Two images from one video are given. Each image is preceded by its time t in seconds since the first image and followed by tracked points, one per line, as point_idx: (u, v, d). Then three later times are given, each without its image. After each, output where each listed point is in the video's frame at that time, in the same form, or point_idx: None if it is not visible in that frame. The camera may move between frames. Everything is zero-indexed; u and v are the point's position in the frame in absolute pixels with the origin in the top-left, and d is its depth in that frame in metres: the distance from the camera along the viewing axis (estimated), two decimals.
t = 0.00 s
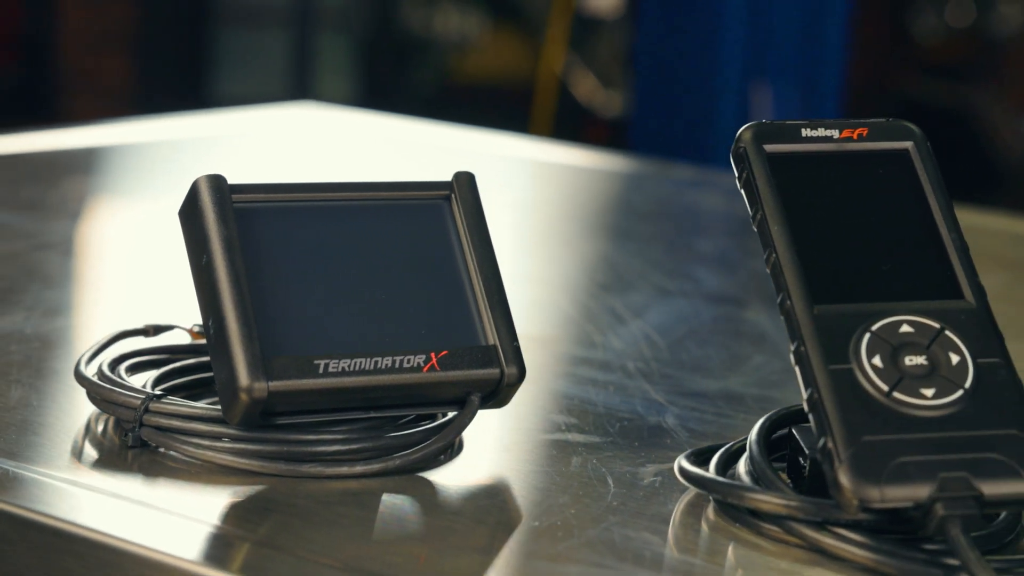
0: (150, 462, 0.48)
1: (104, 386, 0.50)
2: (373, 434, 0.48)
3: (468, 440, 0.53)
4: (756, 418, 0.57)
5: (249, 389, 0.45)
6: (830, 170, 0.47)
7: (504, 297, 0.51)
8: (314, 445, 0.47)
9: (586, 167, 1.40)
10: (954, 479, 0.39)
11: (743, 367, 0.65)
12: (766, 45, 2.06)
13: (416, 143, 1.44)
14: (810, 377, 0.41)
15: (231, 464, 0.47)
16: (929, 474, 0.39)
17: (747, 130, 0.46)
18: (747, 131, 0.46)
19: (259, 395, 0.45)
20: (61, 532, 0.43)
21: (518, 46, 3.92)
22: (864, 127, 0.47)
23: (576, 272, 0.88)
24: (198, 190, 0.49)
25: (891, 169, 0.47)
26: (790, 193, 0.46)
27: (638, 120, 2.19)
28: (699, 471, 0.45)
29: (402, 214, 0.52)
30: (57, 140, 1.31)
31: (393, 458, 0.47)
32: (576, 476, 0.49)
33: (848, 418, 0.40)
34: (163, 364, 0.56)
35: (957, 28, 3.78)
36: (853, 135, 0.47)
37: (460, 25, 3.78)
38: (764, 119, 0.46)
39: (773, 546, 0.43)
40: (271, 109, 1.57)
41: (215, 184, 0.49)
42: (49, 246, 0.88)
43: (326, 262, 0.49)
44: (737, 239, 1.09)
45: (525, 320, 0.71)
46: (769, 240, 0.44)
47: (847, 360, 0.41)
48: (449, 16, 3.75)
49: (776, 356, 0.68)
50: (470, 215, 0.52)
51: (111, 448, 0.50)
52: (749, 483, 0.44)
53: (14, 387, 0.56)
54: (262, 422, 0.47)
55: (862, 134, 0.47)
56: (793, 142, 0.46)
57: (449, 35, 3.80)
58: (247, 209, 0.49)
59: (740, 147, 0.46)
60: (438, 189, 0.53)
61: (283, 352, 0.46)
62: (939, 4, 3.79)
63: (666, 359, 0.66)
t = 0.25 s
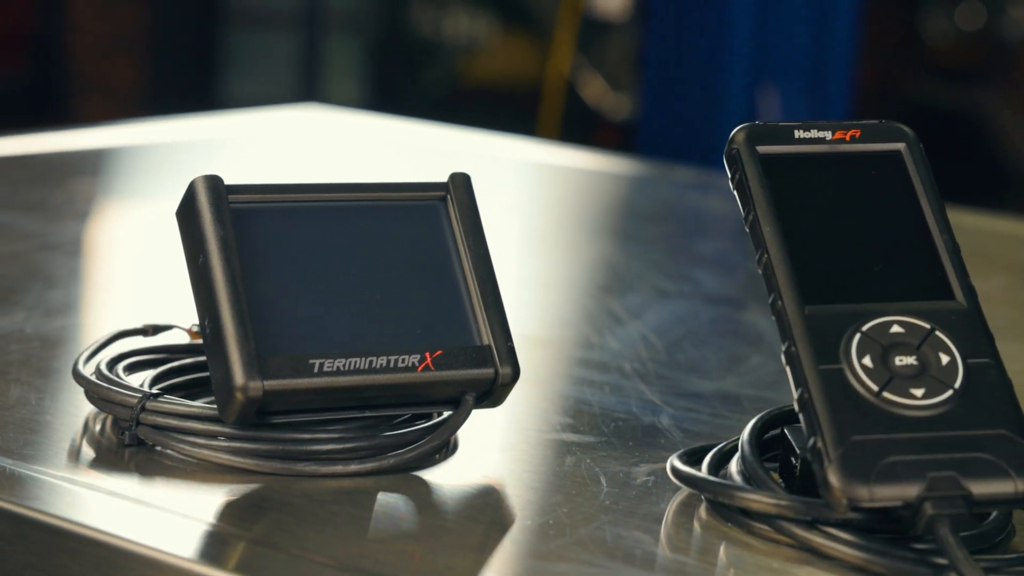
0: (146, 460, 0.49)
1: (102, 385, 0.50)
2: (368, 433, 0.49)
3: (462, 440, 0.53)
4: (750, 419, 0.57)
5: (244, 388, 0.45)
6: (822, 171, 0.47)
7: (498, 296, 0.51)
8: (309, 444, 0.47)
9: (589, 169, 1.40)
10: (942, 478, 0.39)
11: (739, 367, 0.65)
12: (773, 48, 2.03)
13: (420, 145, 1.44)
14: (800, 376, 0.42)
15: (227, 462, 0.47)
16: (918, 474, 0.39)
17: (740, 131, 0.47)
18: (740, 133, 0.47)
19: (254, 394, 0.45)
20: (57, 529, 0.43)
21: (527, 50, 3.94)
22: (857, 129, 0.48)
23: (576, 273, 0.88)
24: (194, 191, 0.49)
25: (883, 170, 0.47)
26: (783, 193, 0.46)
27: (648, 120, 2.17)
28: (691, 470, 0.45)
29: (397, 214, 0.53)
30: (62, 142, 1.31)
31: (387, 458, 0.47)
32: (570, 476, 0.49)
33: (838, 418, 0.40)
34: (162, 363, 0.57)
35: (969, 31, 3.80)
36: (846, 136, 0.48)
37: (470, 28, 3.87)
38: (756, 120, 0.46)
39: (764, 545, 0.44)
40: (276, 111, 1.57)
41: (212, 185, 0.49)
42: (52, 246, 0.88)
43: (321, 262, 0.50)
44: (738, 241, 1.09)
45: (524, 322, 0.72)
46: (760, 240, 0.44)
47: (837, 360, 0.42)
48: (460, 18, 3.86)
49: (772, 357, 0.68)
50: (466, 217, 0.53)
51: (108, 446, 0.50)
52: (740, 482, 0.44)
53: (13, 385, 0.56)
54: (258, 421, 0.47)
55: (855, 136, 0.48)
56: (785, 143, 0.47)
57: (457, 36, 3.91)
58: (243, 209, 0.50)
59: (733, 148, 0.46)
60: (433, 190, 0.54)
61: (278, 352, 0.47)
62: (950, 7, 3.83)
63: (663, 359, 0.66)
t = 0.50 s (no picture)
0: (143, 458, 0.49)
1: (100, 383, 0.51)
2: (363, 432, 0.49)
3: (458, 440, 0.53)
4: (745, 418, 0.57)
5: (240, 387, 0.45)
6: (815, 172, 0.47)
7: (494, 296, 0.51)
8: (305, 443, 0.48)
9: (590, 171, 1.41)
10: (932, 478, 0.40)
11: (735, 368, 0.66)
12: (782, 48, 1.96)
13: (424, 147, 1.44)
14: (791, 376, 0.42)
15: (222, 460, 0.47)
16: (907, 473, 0.40)
17: (733, 132, 0.47)
18: (734, 134, 0.47)
19: (250, 392, 0.45)
20: (57, 527, 0.43)
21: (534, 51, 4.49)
22: (851, 130, 0.48)
23: (576, 274, 0.88)
24: (192, 191, 0.49)
25: (876, 171, 0.48)
26: (776, 194, 0.46)
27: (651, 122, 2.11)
28: (683, 469, 0.45)
29: (393, 214, 0.53)
30: (69, 144, 1.32)
31: (382, 457, 0.48)
32: (565, 475, 0.50)
33: (828, 417, 0.41)
34: (161, 363, 0.57)
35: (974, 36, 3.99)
36: (839, 138, 0.48)
37: (480, 33, 4.22)
38: (750, 121, 0.47)
39: (756, 544, 0.44)
40: (281, 112, 1.58)
41: (209, 184, 0.50)
42: (57, 246, 0.89)
43: (317, 262, 0.50)
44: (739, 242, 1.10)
45: (524, 323, 0.72)
46: (753, 241, 0.45)
47: (828, 360, 0.42)
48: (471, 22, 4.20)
49: (768, 357, 0.68)
50: (462, 218, 0.53)
51: (105, 444, 0.50)
52: (732, 482, 0.45)
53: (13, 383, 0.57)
54: (254, 420, 0.48)
55: (848, 137, 0.48)
56: (778, 144, 0.47)
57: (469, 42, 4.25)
58: (240, 209, 0.50)
59: (726, 149, 0.47)
60: (429, 191, 0.54)
61: (273, 351, 0.47)
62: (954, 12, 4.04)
63: (661, 360, 0.66)
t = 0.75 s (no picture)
0: (141, 456, 0.50)
1: (98, 381, 0.51)
2: (358, 430, 0.49)
3: (454, 439, 0.54)
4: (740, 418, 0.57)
5: (236, 385, 0.46)
6: (808, 172, 0.47)
7: (489, 295, 0.52)
8: (301, 441, 0.48)
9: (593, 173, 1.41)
10: (921, 477, 0.40)
11: (732, 368, 0.66)
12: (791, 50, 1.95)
13: (428, 148, 1.44)
14: (782, 375, 0.42)
15: (219, 458, 0.48)
16: (897, 472, 0.40)
17: (727, 133, 0.47)
18: (728, 135, 0.47)
19: (246, 390, 0.46)
20: (52, 523, 0.44)
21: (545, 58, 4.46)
22: (844, 131, 0.48)
23: (577, 276, 0.89)
24: (189, 190, 0.50)
25: (868, 172, 0.48)
26: (769, 194, 0.46)
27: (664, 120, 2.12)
28: (676, 468, 0.46)
29: (389, 215, 0.53)
30: (74, 145, 1.32)
31: (377, 455, 0.48)
32: (559, 476, 0.50)
33: (819, 416, 0.41)
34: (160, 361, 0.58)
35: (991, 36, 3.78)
36: (832, 138, 0.48)
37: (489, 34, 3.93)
38: (744, 122, 0.47)
39: (748, 542, 0.44)
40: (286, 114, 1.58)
41: (206, 184, 0.50)
42: (61, 246, 0.89)
43: (313, 262, 0.50)
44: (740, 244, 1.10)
45: (524, 325, 0.72)
46: (745, 241, 0.45)
47: (819, 359, 0.42)
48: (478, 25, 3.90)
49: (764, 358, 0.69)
50: (458, 218, 0.53)
51: (104, 441, 0.51)
52: (724, 480, 0.45)
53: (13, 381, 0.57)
54: (250, 418, 0.48)
55: (841, 138, 0.48)
56: (772, 145, 0.47)
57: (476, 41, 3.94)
58: (237, 208, 0.50)
59: (720, 150, 0.47)
60: (426, 191, 0.54)
61: (269, 349, 0.47)
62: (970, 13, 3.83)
63: (659, 360, 0.67)
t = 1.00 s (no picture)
0: (138, 453, 0.50)
1: (96, 379, 0.52)
2: (354, 428, 0.50)
3: (450, 438, 0.54)
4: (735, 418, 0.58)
5: (232, 383, 0.46)
6: (801, 173, 0.48)
7: (485, 294, 0.52)
8: (297, 439, 0.48)
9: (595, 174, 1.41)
10: (911, 475, 0.40)
11: (728, 368, 0.66)
12: (800, 50, 1.92)
13: (430, 149, 1.45)
14: (773, 374, 0.42)
15: (215, 455, 0.48)
16: (886, 470, 0.40)
17: (721, 133, 0.47)
18: (722, 135, 0.47)
19: (242, 388, 0.46)
20: (46, 517, 0.44)
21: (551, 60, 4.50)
22: (837, 131, 0.48)
23: (576, 277, 0.89)
24: (187, 189, 0.50)
25: (861, 172, 0.48)
26: (761, 194, 0.46)
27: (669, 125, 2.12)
28: (668, 467, 0.46)
29: (385, 214, 0.53)
30: (78, 146, 1.33)
31: (372, 453, 0.48)
32: (553, 475, 0.50)
33: (809, 415, 0.41)
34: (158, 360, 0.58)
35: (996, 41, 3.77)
36: (825, 139, 0.48)
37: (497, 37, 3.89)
38: (737, 123, 0.47)
39: (739, 540, 0.44)
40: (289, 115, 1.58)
41: (204, 183, 0.50)
42: (62, 246, 0.90)
43: (310, 262, 0.51)
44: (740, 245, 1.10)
45: (522, 325, 0.72)
46: (738, 240, 0.45)
47: (811, 358, 0.42)
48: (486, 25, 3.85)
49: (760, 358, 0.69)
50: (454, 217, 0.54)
51: (101, 438, 0.51)
52: (716, 479, 0.45)
53: (12, 378, 0.58)
54: (246, 415, 0.48)
55: (834, 138, 0.48)
56: (765, 145, 0.47)
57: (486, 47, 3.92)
58: (234, 208, 0.51)
59: (714, 150, 0.47)
60: (422, 190, 0.55)
61: (265, 348, 0.48)
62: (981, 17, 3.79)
63: (655, 361, 0.67)
